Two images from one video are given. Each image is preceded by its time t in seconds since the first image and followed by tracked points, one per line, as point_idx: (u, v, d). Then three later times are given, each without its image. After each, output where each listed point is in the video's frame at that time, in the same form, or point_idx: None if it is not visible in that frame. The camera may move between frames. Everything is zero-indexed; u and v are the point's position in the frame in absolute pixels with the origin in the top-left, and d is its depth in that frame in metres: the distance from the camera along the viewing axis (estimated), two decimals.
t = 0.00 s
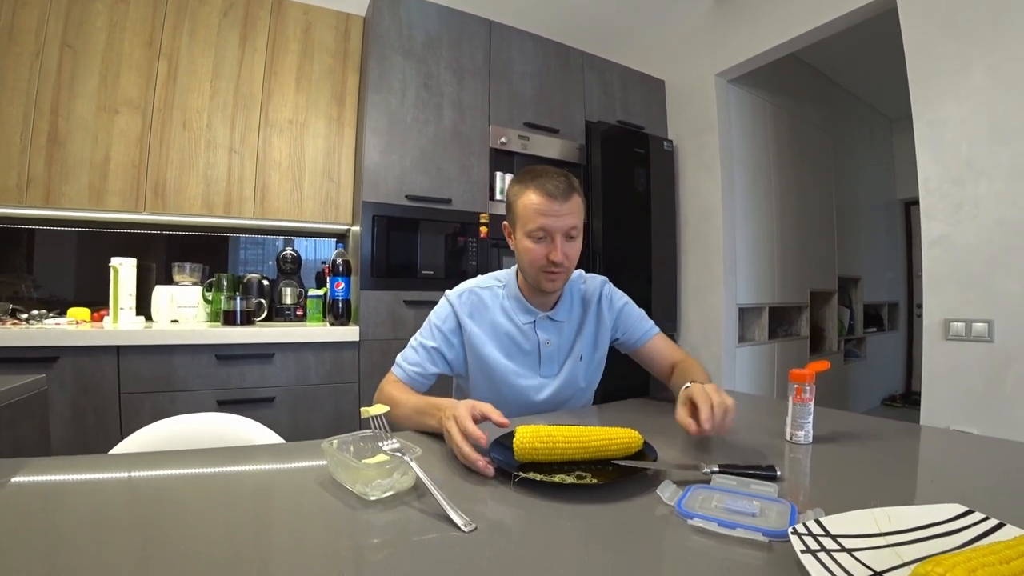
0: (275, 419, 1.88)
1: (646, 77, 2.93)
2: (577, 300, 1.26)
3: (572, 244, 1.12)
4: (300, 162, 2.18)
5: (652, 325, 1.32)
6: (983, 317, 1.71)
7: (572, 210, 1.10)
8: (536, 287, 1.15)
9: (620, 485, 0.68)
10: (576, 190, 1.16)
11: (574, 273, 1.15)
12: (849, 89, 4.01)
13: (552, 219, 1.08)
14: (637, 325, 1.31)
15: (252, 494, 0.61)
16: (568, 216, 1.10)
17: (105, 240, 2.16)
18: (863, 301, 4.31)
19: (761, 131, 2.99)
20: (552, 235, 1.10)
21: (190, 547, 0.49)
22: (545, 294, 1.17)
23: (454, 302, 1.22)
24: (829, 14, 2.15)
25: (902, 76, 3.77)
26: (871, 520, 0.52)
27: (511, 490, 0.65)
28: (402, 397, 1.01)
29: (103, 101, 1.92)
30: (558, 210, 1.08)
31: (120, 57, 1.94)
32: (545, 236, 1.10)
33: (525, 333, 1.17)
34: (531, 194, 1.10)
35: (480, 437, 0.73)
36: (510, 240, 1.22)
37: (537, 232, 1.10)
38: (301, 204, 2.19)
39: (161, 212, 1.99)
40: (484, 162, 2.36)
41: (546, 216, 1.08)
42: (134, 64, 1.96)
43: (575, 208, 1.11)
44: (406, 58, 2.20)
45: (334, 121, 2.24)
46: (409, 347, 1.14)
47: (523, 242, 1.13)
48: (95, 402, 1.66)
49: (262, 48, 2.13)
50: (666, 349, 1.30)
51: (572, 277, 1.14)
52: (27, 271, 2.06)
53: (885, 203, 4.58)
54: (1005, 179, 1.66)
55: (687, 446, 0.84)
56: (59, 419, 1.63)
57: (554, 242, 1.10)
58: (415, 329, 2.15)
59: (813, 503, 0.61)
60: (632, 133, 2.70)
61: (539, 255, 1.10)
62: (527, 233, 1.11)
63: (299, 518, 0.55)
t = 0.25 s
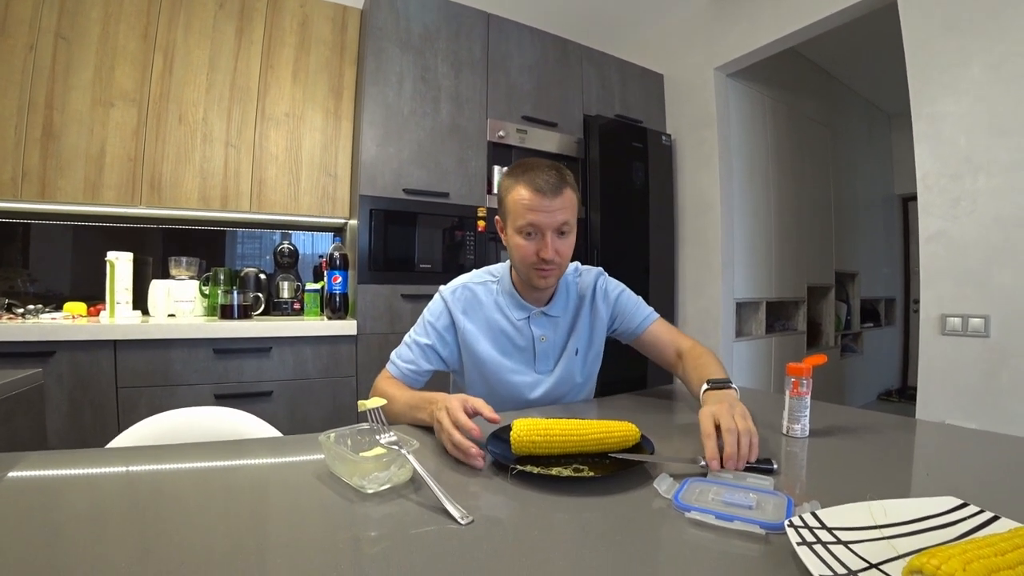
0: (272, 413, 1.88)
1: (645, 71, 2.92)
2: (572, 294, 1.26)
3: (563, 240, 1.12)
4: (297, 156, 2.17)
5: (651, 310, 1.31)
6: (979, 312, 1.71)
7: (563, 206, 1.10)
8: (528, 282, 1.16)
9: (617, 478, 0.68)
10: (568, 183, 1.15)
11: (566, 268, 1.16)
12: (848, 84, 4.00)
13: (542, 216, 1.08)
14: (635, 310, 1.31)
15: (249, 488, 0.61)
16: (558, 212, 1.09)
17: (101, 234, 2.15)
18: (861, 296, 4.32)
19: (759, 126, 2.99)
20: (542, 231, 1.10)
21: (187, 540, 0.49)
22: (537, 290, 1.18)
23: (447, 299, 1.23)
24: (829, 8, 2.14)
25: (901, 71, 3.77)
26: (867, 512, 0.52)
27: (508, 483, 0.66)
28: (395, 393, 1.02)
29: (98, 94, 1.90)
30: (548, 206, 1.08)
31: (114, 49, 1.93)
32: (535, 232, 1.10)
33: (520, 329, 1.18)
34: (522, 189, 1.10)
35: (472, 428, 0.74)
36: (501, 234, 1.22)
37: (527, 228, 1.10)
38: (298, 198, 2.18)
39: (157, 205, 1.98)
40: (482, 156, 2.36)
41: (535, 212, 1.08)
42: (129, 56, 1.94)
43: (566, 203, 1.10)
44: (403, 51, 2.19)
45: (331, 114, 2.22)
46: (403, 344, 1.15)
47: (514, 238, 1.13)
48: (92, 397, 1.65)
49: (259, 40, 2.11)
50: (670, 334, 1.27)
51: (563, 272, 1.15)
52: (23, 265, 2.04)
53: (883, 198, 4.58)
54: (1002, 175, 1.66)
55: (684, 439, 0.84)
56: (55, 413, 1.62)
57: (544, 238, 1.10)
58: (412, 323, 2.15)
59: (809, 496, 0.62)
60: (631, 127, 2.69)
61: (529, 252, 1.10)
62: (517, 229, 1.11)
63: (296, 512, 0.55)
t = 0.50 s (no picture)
0: (272, 408, 1.88)
1: (645, 67, 2.91)
2: (573, 291, 1.26)
3: (551, 235, 1.12)
4: (296, 151, 2.17)
5: (652, 309, 1.31)
6: (978, 309, 1.71)
7: (550, 200, 1.10)
8: (519, 278, 1.16)
9: (617, 474, 0.68)
10: (560, 178, 1.15)
11: (557, 264, 1.14)
12: (848, 80, 3.99)
13: (527, 209, 1.09)
14: (636, 307, 1.31)
15: (249, 484, 0.61)
16: (545, 206, 1.09)
17: (100, 229, 2.14)
18: (860, 293, 4.32)
19: (760, 122, 2.98)
20: (529, 225, 1.10)
21: (187, 537, 0.49)
22: (529, 287, 1.17)
23: (446, 296, 1.23)
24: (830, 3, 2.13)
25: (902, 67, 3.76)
26: (867, 509, 0.52)
27: (508, 478, 0.66)
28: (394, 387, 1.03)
29: (96, 88, 1.89)
30: (533, 200, 1.09)
31: (112, 44, 1.91)
32: (521, 226, 1.11)
33: (519, 327, 1.18)
34: (511, 184, 1.11)
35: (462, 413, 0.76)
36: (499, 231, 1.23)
37: (514, 222, 1.11)
38: (297, 193, 2.17)
39: (156, 201, 1.97)
40: (482, 151, 2.35)
41: (521, 206, 1.09)
42: (127, 51, 1.93)
43: (553, 197, 1.10)
44: (403, 45, 2.18)
45: (330, 110, 2.22)
46: (402, 341, 1.15)
47: (505, 232, 1.15)
48: (91, 392, 1.65)
49: (257, 35, 2.10)
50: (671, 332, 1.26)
51: (553, 268, 1.13)
52: (21, 261, 2.04)
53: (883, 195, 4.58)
54: (1003, 172, 1.66)
55: (684, 435, 0.84)
56: (54, 409, 1.62)
57: (530, 232, 1.10)
58: (412, 319, 2.15)
59: (808, 492, 0.62)
60: (631, 123, 2.69)
61: (516, 245, 1.11)
62: (506, 223, 1.13)
63: (296, 508, 0.55)
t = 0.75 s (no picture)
0: (269, 406, 1.88)
1: (644, 65, 2.91)
2: (570, 289, 1.26)
3: (538, 232, 1.12)
4: (294, 149, 2.16)
5: (651, 306, 1.31)
6: (975, 308, 1.72)
7: (535, 197, 1.10)
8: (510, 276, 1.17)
9: (613, 471, 0.68)
10: (550, 176, 1.15)
11: (546, 262, 1.14)
12: (847, 78, 3.99)
13: (512, 206, 1.10)
14: (635, 305, 1.31)
15: (246, 481, 0.61)
16: (530, 203, 1.10)
17: (97, 226, 2.13)
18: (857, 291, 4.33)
19: (758, 120, 2.98)
20: (516, 222, 1.12)
21: (185, 535, 0.49)
22: (519, 285, 1.17)
23: (442, 295, 1.23)
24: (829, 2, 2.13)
25: (901, 65, 3.76)
26: (862, 507, 0.53)
27: (505, 475, 0.66)
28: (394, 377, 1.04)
29: (93, 85, 1.88)
30: (518, 197, 1.10)
31: (109, 41, 1.91)
32: (509, 224, 1.13)
33: (516, 324, 1.18)
34: (501, 183, 1.14)
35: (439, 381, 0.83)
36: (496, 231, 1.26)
37: (502, 220, 1.13)
38: (295, 190, 2.17)
39: (154, 198, 1.97)
40: (480, 149, 2.35)
41: (508, 203, 1.11)
42: (124, 48, 1.92)
43: (539, 194, 1.11)
44: (401, 43, 2.17)
45: (328, 107, 2.21)
46: (399, 339, 1.16)
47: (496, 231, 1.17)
48: (89, 390, 1.65)
49: (255, 31, 2.09)
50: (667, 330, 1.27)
51: (541, 265, 1.13)
52: (18, 259, 2.03)
53: (881, 194, 4.59)
54: (1000, 171, 1.67)
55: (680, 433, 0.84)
56: (52, 407, 1.61)
57: (516, 229, 1.11)
58: (410, 317, 2.15)
59: (804, 490, 0.62)
60: (629, 120, 2.69)
61: (504, 243, 1.13)
62: (496, 222, 1.15)
63: (294, 505, 0.55)
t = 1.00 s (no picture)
0: (267, 404, 1.88)
1: (642, 62, 2.90)
2: (570, 286, 1.26)
3: (543, 227, 1.12)
4: (291, 147, 2.16)
5: (650, 308, 1.32)
6: (971, 305, 1.73)
7: (540, 191, 1.11)
8: (513, 271, 1.17)
9: (611, 468, 0.68)
10: (555, 171, 1.16)
11: (550, 257, 1.14)
12: (844, 76, 4.00)
13: (518, 201, 1.10)
14: (634, 306, 1.32)
15: (245, 479, 0.61)
16: (536, 198, 1.10)
17: (94, 225, 2.13)
18: (854, 289, 4.34)
19: (755, 118, 2.99)
20: (521, 216, 1.12)
21: (183, 533, 0.49)
22: (522, 280, 1.18)
23: (441, 292, 1.23)
24: None
25: (898, 63, 3.77)
26: (859, 503, 0.53)
27: (503, 473, 0.66)
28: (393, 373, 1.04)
29: (89, 83, 1.88)
30: (524, 192, 1.10)
31: (105, 39, 1.89)
32: (514, 218, 1.13)
33: (515, 321, 1.18)
34: (505, 177, 1.14)
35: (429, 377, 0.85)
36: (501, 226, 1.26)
37: (507, 214, 1.13)
38: (292, 188, 2.16)
39: (150, 196, 1.96)
40: (477, 147, 2.35)
41: (514, 198, 1.11)
42: (119, 45, 1.91)
43: (544, 189, 1.11)
44: (398, 40, 2.17)
45: (325, 104, 2.20)
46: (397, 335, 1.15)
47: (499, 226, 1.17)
48: (86, 388, 1.64)
49: (251, 29, 2.09)
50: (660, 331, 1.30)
51: (546, 260, 1.13)
52: (14, 257, 2.02)
53: (878, 191, 4.60)
54: (996, 169, 1.67)
55: (677, 430, 0.85)
56: (49, 406, 1.61)
57: (522, 224, 1.11)
58: (407, 315, 2.15)
59: (801, 486, 0.62)
60: (627, 118, 2.69)
61: (509, 238, 1.13)
62: (500, 217, 1.15)
63: (292, 503, 0.55)
